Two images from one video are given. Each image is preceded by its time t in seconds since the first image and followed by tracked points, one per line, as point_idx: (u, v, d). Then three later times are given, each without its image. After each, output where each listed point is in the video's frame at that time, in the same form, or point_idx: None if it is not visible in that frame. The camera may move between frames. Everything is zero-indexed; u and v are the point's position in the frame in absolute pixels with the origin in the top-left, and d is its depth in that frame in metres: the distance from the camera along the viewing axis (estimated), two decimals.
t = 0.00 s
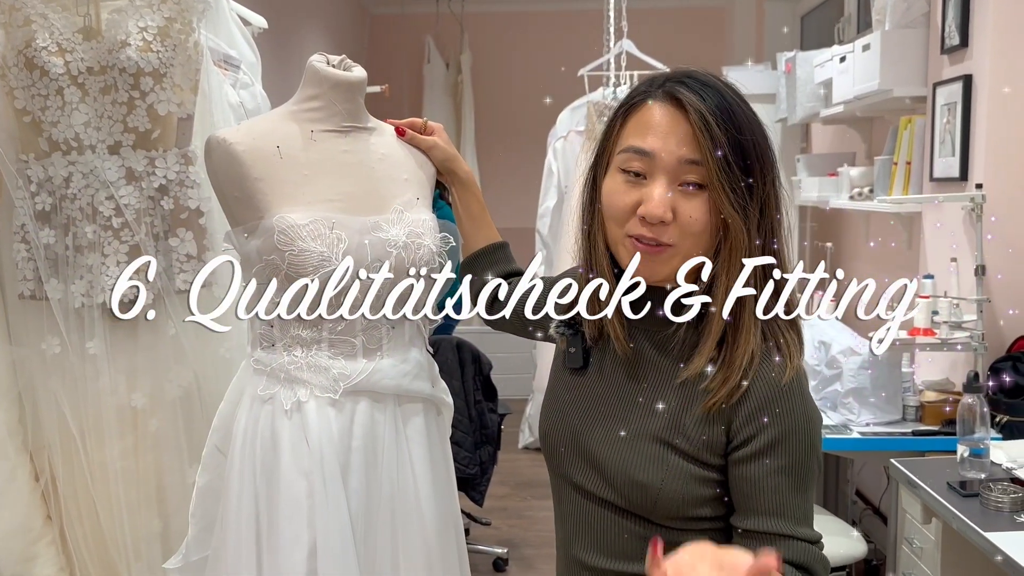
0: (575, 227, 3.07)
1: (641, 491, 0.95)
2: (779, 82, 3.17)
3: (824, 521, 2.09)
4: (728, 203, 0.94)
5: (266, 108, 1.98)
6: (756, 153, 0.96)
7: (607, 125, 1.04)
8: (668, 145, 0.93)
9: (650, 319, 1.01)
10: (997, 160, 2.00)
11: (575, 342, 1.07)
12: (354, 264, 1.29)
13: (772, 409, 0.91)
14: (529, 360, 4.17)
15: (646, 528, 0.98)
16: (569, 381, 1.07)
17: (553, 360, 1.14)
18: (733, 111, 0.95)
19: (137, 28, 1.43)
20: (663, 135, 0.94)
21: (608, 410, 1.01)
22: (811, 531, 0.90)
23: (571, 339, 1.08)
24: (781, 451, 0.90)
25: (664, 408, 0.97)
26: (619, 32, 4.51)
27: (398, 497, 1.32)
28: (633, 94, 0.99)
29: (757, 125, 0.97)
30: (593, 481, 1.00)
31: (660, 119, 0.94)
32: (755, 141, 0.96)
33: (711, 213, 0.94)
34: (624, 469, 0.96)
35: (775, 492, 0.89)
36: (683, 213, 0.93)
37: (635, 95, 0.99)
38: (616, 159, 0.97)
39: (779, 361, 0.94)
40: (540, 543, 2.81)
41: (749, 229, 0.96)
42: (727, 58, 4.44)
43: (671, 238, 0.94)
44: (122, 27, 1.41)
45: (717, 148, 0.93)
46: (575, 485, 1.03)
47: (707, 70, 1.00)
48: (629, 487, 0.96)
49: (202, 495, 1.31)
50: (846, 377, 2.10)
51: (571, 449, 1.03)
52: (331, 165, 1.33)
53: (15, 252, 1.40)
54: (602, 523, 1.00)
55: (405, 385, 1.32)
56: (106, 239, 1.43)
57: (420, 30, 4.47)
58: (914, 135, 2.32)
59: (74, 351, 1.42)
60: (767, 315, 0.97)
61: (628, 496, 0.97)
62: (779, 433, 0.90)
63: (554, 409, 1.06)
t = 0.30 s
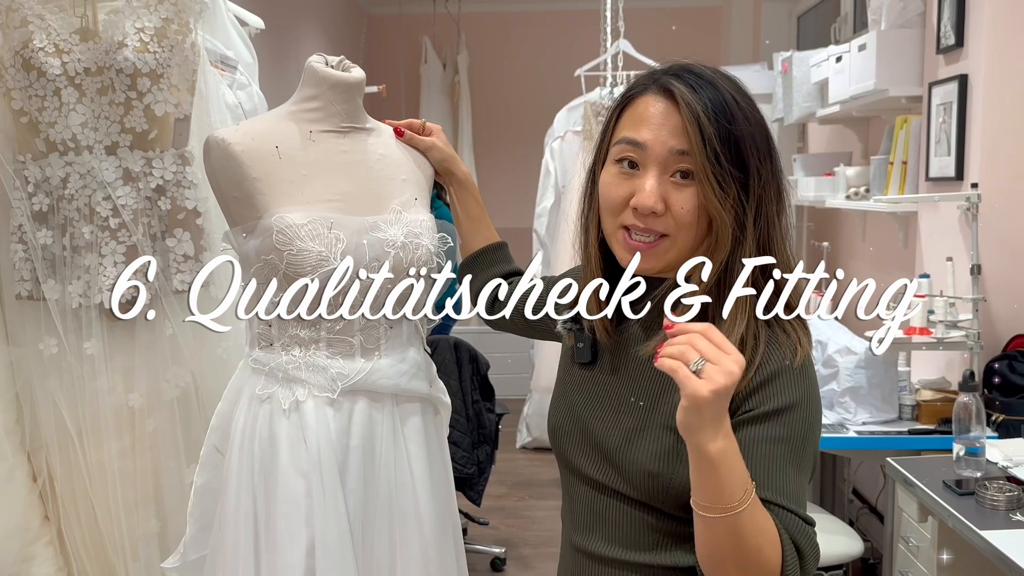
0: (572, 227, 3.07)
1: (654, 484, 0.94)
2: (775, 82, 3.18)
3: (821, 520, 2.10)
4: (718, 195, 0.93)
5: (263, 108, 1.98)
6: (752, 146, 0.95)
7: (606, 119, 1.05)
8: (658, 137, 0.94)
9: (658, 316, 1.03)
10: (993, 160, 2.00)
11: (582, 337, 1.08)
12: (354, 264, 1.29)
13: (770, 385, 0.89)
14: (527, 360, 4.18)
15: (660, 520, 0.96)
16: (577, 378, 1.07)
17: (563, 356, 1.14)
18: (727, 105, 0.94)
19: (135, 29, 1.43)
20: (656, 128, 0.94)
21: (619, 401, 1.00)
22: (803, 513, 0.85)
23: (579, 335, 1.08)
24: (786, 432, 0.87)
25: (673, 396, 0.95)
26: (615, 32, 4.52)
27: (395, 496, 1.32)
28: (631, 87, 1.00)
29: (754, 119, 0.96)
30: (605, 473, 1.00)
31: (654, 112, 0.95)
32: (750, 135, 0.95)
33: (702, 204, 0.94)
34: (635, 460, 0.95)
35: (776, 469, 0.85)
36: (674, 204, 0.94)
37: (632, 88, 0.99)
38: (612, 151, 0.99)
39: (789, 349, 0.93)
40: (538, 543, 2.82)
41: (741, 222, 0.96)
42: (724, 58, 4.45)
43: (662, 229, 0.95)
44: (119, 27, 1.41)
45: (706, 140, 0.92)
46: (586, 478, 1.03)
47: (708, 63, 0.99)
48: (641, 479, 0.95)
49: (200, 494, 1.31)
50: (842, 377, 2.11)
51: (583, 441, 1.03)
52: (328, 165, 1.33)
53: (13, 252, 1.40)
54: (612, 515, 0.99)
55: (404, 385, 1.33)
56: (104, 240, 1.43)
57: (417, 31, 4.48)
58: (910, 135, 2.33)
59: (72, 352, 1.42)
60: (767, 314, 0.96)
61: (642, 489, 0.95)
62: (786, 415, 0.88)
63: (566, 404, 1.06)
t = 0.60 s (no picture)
0: (570, 227, 3.07)
1: (653, 486, 0.94)
2: (773, 82, 3.18)
3: (819, 519, 2.10)
4: (730, 203, 0.93)
5: (262, 109, 1.98)
6: (763, 159, 0.96)
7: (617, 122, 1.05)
8: (674, 142, 0.94)
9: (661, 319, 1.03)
10: (990, 159, 2.01)
11: (583, 340, 1.07)
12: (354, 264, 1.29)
13: (765, 392, 0.90)
14: (525, 360, 4.18)
15: (656, 521, 0.97)
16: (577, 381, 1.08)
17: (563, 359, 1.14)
18: (741, 115, 0.95)
19: (133, 30, 1.43)
20: (670, 134, 0.94)
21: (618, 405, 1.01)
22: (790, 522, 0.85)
23: (579, 338, 1.08)
24: (776, 436, 0.88)
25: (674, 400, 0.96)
26: (614, 32, 4.52)
27: (394, 496, 1.33)
28: (645, 92, 1.00)
29: (765, 130, 0.97)
30: (603, 474, 1.00)
31: (670, 117, 0.95)
32: (761, 145, 0.96)
33: (713, 212, 0.94)
34: (634, 462, 0.95)
35: (761, 474, 0.86)
36: (686, 209, 0.94)
37: (646, 94, 0.99)
38: (624, 154, 0.98)
39: (785, 355, 0.93)
40: (537, 542, 2.82)
41: (751, 232, 0.96)
42: (722, 58, 4.46)
43: (672, 234, 0.94)
44: (117, 28, 1.41)
45: (721, 148, 0.93)
46: (584, 479, 1.03)
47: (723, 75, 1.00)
48: (640, 481, 0.95)
49: (199, 494, 1.32)
50: (840, 376, 2.12)
51: (582, 443, 1.03)
52: (327, 166, 1.33)
53: (11, 253, 1.40)
54: (611, 516, 0.99)
55: (403, 385, 1.33)
56: (102, 240, 1.43)
57: (416, 31, 4.48)
58: (907, 134, 2.33)
59: (70, 352, 1.42)
60: (767, 314, 0.96)
61: (641, 491, 0.95)
62: (777, 420, 0.88)
63: (566, 405, 1.07)
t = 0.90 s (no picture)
0: (569, 228, 3.08)
1: (651, 475, 0.93)
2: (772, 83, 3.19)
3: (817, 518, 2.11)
4: (742, 190, 0.94)
5: (261, 110, 1.99)
6: (777, 149, 0.97)
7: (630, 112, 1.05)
8: (688, 127, 0.95)
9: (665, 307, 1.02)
10: (988, 159, 2.01)
11: (584, 329, 1.08)
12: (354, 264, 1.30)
13: (767, 379, 0.89)
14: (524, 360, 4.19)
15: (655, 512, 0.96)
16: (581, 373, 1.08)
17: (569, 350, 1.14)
18: (756, 104, 0.96)
19: (132, 31, 1.43)
20: (684, 119, 0.95)
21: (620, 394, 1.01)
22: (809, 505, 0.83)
23: (580, 327, 1.09)
24: (785, 420, 0.86)
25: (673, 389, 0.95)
26: (612, 33, 4.53)
27: (393, 497, 1.33)
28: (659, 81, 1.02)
29: (779, 121, 0.98)
30: (603, 465, 1.00)
31: (685, 103, 0.96)
32: (775, 135, 0.97)
33: (724, 198, 0.95)
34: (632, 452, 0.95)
35: (779, 457, 0.84)
36: (696, 195, 0.94)
37: (662, 82, 1.01)
38: (636, 139, 0.99)
39: (785, 341, 0.92)
40: (536, 542, 2.82)
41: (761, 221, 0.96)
42: (721, 59, 4.46)
43: (681, 218, 0.95)
44: (116, 30, 1.42)
45: (736, 134, 0.94)
46: (586, 471, 1.03)
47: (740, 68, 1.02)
48: (638, 471, 0.95)
49: (199, 493, 1.32)
50: (838, 376, 2.12)
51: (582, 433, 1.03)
52: (326, 167, 1.34)
53: (11, 253, 1.40)
54: (610, 508, 0.99)
55: (402, 385, 1.34)
56: (102, 241, 1.44)
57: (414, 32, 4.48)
58: (905, 135, 2.34)
59: (70, 353, 1.42)
60: (767, 314, 0.95)
61: (641, 481, 0.95)
62: (784, 404, 0.87)
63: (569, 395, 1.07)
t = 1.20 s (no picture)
0: (569, 228, 3.08)
1: (651, 479, 0.94)
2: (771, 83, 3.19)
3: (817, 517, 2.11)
4: (722, 185, 0.93)
5: (261, 111, 1.99)
6: (762, 144, 0.95)
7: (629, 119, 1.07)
8: (667, 126, 0.96)
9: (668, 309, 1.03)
10: (986, 160, 2.02)
11: (592, 332, 1.09)
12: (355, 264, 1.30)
13: (780, 394, 0.88)
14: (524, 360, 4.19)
15: (653, 516, 0.96)
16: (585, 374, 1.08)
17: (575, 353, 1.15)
18: (740, 102, 0.95)
19: (132, 33, 1.44)
20: (665, 120, 0.96)
21: (623, 399, 1.00)
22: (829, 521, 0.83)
23: (588, 330, 1.09)
24: (798, 439, 0.85)
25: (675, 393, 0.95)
26: (612, 34, 4.53)
27: (392, 497, 1.34)
28: (649, 85, 1.03)
29: (768, 118, 0.96)
30: (604, 468, 1.00)
31: (667, 104, 0.97)
32: (762, 132, 0.95)
33: (705, 195, 0.94)
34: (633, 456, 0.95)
35: (796, 476, 0.83)
36: (677, 192, 0.94)
37: (651, 85, 1.02)
38: (627, 143, 1.01)
39: (796, 360, 0.91)
40: (536, 542, 2.83)
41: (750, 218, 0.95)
42: (721, 60, 4.47)
43: (662, 218, 0.95)
44: (117, 32, 1.43)
45: (715, 130, 0.93)
46: (587, 474, 1.03)
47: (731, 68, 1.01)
48: (637, 474, 0.95)
49: (199, 493, 1.33)
50: (836, 376, 2.12)
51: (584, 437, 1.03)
52: (326, 168, 1.34)
53: (12, 255, 1.40)
54: (611, 510, 0.99)
55: (401, 385, 1.34)
56: (102, 242, 1.44)
57: (415, 33, 4.49)
58: (904, 135, 2.34)
59: (71, 354, 1.42)
60: (767, 314, 0.95)
61: (641, 486, 0.95)
62: (796, 424, 0.86)
63: (573, 399, 1.08)
